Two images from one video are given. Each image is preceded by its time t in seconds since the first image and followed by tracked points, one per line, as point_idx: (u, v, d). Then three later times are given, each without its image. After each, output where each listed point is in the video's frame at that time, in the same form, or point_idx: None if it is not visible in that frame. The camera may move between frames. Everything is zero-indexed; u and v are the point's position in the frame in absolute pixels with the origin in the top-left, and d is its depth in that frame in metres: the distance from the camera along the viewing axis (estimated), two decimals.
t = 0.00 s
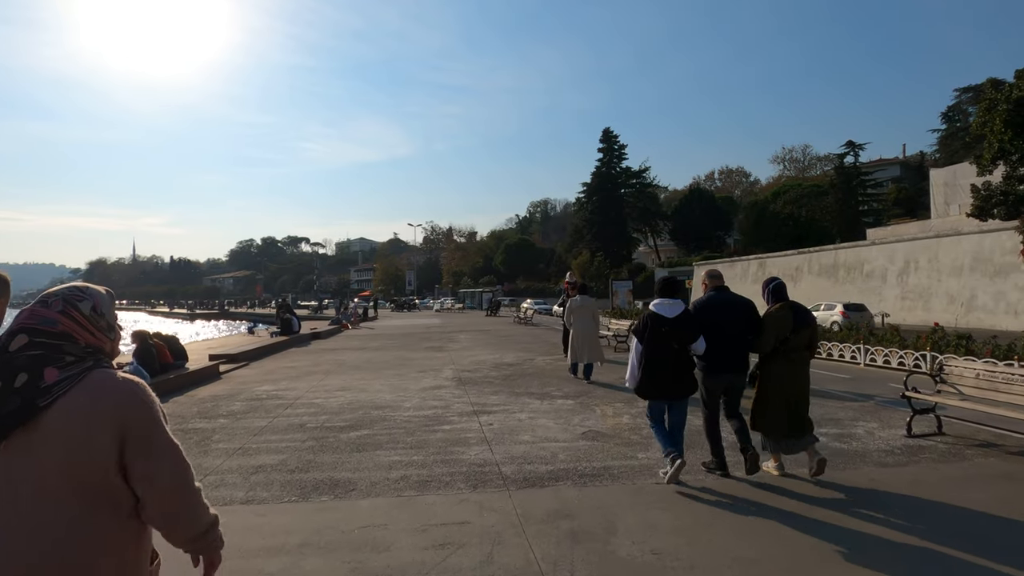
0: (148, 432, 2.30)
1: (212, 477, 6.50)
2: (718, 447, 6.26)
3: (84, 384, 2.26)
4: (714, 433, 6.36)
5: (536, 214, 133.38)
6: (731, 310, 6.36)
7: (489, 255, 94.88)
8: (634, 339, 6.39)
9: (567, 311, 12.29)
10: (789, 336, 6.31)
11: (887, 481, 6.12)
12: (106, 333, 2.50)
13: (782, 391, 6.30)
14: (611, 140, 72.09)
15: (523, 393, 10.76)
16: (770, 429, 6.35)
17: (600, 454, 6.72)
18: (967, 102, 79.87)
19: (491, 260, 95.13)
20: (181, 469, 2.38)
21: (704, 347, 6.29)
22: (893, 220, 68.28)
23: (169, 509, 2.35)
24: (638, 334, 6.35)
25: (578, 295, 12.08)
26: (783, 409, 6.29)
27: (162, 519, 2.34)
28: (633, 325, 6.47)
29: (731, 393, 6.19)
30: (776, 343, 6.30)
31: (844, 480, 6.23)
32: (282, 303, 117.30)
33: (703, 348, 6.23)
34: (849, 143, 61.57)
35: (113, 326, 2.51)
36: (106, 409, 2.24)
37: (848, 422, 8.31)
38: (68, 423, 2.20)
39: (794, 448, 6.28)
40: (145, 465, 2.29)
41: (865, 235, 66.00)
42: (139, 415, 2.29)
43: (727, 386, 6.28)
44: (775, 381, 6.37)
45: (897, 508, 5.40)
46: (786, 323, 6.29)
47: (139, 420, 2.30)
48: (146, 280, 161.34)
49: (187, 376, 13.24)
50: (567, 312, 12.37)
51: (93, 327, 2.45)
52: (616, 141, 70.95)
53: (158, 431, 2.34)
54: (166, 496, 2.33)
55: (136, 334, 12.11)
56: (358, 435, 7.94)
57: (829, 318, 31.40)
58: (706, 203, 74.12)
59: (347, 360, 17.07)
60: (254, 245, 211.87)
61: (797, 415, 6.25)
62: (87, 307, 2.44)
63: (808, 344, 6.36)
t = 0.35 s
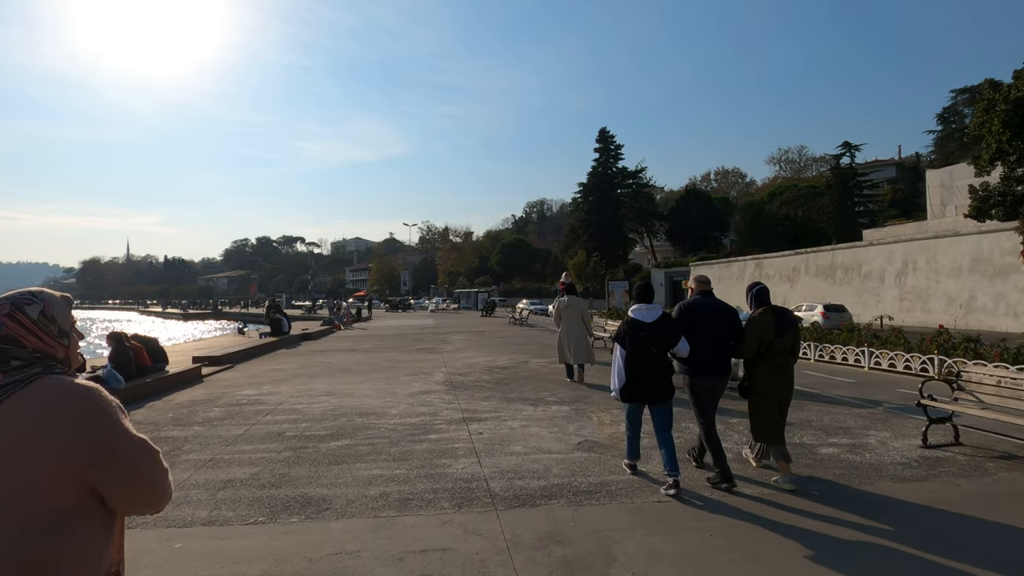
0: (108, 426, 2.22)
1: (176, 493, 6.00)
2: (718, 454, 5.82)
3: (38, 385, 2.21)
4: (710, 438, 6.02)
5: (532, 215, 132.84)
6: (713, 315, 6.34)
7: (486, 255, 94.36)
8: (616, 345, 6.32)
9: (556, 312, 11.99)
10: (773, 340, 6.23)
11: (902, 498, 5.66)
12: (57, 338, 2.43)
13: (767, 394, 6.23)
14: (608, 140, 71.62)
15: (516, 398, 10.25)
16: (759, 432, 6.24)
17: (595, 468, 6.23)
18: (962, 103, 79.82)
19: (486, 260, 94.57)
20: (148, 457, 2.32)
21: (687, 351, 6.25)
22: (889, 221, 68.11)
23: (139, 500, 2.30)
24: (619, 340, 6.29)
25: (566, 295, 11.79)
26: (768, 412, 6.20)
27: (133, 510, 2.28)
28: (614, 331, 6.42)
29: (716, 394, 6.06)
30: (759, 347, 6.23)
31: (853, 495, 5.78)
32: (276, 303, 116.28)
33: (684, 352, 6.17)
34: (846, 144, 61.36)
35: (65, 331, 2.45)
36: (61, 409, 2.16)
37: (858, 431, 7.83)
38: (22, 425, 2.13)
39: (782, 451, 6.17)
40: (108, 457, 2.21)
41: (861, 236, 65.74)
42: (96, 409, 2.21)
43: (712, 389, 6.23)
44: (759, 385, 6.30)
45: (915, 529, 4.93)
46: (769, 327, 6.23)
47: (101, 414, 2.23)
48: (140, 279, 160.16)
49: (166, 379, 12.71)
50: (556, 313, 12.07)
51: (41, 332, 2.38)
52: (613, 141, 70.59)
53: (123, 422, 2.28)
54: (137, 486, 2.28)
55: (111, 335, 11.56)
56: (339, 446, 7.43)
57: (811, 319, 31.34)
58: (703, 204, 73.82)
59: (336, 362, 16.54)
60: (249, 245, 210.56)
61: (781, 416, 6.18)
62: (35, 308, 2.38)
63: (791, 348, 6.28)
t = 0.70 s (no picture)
0: (38, 449, 2.04)
1: (141, 512, 5.51)
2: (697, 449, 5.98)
3: None
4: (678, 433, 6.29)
5: (529, 215, 132.33)
6: (704, 312, 6.22)
7: (482, 255, 93.83)
8: (599, 342, 6.18)
9: (550, 314, 11.58)
10: (761, 338, 6.15)
11: (943, 521, 5.10)
12: (20, 336, 2.34)
13: (754, 391, 6.15)
14: (604, 139, 71.22)
15: (511, 404, 9.78)
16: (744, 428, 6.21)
17: (596, 484, 5.76)
18: (958, 104, 79.78)
19: (483, 261, 94.03)
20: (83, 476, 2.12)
21: (674, 348, 6.15)
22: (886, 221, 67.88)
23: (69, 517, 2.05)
24: (602, 338, 6.13)
25: (560, 296, 11.39)
26: (754, 408, 6.13)
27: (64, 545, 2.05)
28: (597, 329, 6.26)
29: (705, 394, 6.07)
30: (748, 344, 6.14)
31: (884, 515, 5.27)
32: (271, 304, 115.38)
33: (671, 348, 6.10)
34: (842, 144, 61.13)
35: (25, 328, 2.35)
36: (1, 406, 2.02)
37: (875, 441, 7.36)
38: None
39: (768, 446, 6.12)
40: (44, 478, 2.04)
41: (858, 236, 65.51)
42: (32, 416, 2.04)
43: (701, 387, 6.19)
44: (747, 381, 6.21)
45: (971, 562, 4.35)
46: (758, 324, 6.14)
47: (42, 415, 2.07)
48: (135, 279, 159.25)
49: (147, 384, 12.18)
50: (550, 314, 11.66)
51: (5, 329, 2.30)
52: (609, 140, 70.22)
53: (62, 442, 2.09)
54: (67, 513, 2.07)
55: (86, 338, 11.09)
56: (322, 458, 6.95)
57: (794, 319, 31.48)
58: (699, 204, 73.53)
59: (326, 365, 16.04)
60: (244, 245, 209.43)
61: (770, 413, 6.09)
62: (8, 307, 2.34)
63: (781, 345, 6.19)
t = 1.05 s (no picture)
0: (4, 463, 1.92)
1: (89, 532, 5.04)
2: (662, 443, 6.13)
3: None
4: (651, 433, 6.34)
5: (525, 215, 131.87)
6: (673, 315, 6.10)
7: (478, 255, 93.26)
8: (577, 343, 6.13)
9: (543, 312, 11.08)
10: (732, 340, 5.98)
11: (964, 538, 4.60)
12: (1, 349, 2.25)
13: (726, 394, 5.97)
14: (600, 139, 70.85)
15: (501, 408, 9.30)
16: (717, 430, 6.07)
17: (588, 499, 5.29)
18: (953, 103, 79.74)
19: (478, 260, 93.46)
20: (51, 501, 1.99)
21: (648, 351, 6.02)
22: (882, 220, 67.73)
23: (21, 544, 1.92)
24: (581, 339, 6.09)
25: (554, 293, 10.90)
26: (727, 411, 5.97)
27: (15, 571, 1.89)
28: (576, 331, 6.23)
29: (676, 396, 5.98)
30: (719, 346, 5.98)
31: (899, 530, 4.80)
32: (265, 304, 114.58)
33: (646, 351, 5.99)
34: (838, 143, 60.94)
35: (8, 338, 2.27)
36: None
37: (885, 448, 6.90)
38: None
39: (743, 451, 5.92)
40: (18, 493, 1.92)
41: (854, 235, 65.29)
42: (8, 429, 1.92)
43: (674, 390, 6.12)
44: (719, 385, 6.01)
45: None
46: (728, 326, 5.97)
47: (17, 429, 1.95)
48: (130, 279, 158.26)
49: (121, 388, 11.66)
50: (542, 312, 11.16)
51: None
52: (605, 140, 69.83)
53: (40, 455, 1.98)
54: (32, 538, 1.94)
55: (57, 341, 10.57)
56: (294, 471, 6.45)
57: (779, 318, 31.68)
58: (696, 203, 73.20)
59: (312, 368, 15.53)
60: (239, 246, 208.17)
61: (742, 416, 5.90)
62: None
63: (752, 347, 6.02)
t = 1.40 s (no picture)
0: None
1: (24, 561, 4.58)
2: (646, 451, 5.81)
3: None
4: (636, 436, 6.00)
5: (521, 215, 131.25)
6: (649, 314, 5.96)
7: (473, 255, 92.70)
8: (557, 343, 6.09)
9: (530, 315, 10.65)
10: (704, 340, 6.02)
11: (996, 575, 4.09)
12: None
13: (699, 393, 6.03)
14: (596, 139, 70.36)
15: (488, 416, 8.84)
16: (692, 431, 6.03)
17: (575, 522, 4.84)
18: (949, 104, 79.62)
19: (474, 261, 92.86)
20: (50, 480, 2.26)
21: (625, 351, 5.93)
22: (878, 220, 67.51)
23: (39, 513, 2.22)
24: (560, 339, 6.06)
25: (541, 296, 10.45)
26: (702, 411, 5.96)
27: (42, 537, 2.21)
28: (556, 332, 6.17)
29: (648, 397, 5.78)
30: (692, 347, 6.01)
31: (924, 563, 4.27)
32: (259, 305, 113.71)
33: (624, 351, 5.89)
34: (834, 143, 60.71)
35: None
36: None
37: (894, 461, 6.45)
38: None
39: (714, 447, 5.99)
40: (11, 479, 2.14)
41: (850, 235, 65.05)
42: None
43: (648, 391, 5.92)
44: (692, 383, 6.06)
45: None
46: (700, 325, 6.01)
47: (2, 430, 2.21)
48: (124, 279, 157.03)
49: (93, 394, 11.18)
50: (529, 315, 10.72)
51: None
52: (601, 139, 69.38)
53: (20, 445, 2.21)
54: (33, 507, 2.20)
55: (23, 344, 10.01)
56: (261, 489, 5.99)
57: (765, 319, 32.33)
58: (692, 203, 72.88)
59: (297, 371, 15.03)
60: (234, 246, 206.96)
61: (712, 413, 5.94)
62: None
63: (725, 347, 6.07)
